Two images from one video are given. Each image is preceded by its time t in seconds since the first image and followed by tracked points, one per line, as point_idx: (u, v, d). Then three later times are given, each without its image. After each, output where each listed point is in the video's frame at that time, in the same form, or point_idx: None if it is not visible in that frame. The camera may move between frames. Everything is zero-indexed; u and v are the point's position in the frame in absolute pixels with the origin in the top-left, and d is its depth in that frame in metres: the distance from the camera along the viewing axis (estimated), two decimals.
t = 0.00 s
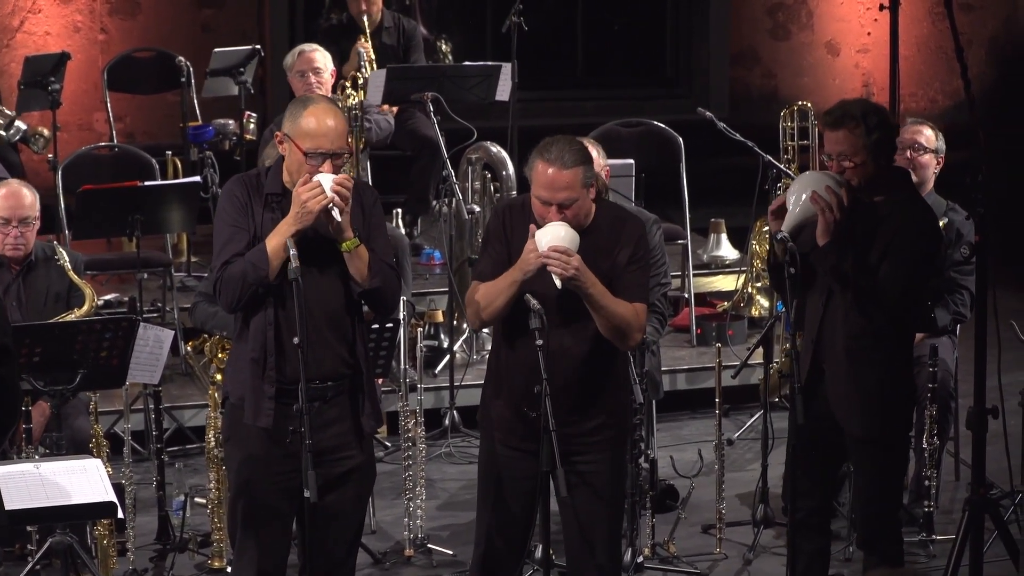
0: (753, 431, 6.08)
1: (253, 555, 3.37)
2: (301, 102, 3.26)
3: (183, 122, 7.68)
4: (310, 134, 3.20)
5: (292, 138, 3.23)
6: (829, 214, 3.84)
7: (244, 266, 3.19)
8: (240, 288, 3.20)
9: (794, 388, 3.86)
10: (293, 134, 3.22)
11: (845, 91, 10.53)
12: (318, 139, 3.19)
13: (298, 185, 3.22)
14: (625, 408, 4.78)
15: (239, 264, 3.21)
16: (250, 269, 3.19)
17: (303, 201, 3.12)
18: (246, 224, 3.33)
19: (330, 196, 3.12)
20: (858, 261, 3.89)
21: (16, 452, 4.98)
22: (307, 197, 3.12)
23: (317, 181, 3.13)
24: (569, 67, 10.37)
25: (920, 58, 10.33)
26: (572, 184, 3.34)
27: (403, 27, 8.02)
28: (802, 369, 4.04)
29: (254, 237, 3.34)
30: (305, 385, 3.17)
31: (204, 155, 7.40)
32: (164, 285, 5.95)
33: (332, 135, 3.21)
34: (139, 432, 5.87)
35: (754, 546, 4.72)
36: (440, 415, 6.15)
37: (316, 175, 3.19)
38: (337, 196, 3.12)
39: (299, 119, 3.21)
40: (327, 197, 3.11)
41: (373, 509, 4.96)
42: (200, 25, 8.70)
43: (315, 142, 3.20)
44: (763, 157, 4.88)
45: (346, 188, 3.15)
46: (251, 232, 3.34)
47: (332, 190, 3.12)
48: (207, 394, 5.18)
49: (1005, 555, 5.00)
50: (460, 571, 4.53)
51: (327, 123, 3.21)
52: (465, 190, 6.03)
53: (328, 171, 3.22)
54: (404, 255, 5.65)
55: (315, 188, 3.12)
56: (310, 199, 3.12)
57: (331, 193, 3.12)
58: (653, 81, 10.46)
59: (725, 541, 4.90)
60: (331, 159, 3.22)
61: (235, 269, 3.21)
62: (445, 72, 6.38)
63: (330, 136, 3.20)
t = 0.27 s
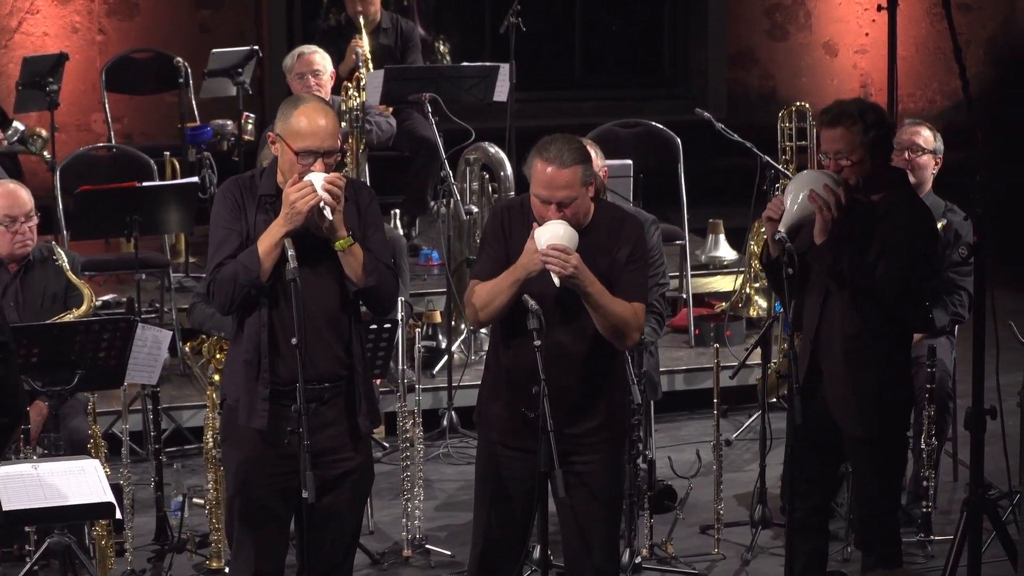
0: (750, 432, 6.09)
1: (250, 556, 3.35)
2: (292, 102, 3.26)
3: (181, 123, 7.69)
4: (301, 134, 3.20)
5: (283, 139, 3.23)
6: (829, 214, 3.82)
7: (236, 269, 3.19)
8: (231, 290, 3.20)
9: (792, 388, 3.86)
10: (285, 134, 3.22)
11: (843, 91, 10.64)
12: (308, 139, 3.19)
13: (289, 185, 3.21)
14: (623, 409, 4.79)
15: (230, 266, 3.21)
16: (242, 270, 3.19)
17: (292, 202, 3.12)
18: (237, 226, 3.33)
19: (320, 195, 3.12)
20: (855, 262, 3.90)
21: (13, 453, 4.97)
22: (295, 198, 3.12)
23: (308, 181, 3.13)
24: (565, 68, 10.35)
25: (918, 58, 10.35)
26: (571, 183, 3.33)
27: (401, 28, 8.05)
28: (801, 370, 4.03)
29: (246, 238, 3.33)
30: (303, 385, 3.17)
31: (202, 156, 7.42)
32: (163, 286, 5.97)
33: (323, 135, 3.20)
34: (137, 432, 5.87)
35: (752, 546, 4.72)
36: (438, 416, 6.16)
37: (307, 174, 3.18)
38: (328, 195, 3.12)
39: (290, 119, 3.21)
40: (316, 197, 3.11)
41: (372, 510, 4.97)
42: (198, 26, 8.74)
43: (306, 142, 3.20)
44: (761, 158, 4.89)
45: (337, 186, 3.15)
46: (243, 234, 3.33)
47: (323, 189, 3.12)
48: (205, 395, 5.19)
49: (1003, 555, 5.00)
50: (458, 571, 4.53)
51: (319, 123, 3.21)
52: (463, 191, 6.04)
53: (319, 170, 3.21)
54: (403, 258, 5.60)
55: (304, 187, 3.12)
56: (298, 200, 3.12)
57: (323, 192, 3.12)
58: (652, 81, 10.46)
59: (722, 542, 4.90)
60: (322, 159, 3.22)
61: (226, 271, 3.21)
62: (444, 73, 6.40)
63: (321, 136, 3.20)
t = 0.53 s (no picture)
0: (748, 432, 6.10)
1: (246, 557, 3.33)
2: (282, 103, 3.25)
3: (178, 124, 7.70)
4: (291, 136, 3.19)
5: (273, 141, 3.23)
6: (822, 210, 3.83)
7: (228, 272, 3.19)
8: (224, 294, 3.19)
9: (788, 388, 3.85)
10: (275, 136, 3.23)
11: (841, 92, 10.68)
12: (299, 141, 3.18)
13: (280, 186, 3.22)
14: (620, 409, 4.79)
15: (223, 270, 3.21)
16: (233, 273, 3.19)
17: (281, 204, 3.12)
18: (230, 229, 3.33)
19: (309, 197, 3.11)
20: (850, 261, 3.90)
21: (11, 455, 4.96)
22: (285, 200, 3.12)
23: (299, 183, 3.12)
24: (563, 68, 10.37)
25: (914, 59, 10.38)
26: (569, 183, 3.33)
27: (399, 28, 8.07)
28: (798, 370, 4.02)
29: (240, 241, 3.33)
30: (299, 385, 3.16)
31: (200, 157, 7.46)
32: (161, 286, 5.99)
33: (314, 135, 3.20)
34: (134, 432, 5.88)
35: (749, 547, 4.71)
36: (435, 416, 6.16)
37: (297, 176, 3.18)
38: (318, 196, 3.11)
39: (280, 121, 3.20)
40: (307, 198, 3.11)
41: (369, 510, 4.97)
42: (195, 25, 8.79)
43: (296, 144, 3.19)
44: (759, 158, 4.88)
45: (328, 187, 3.14)
46: (236, 237, 3.32)
47: (314, 190, 3.12)
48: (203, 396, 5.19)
49: (1000, 556, 5.00)
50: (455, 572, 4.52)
51: (309, 124, 3.20)
52: (460, 191, 6.04)
53: (310, 171, 3.21)
54: (400, 256, 5.56)
55: (292, 190, 3.12)
56: (287, 202, 3.12)
57: (313, 193, 3.11)
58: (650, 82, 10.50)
59: (720, 542, 4.90)
60: (313, 160, 3.21)
61: (219, 275, 3.20)
62: (441, 73, 6.39)
63: (311, 137, 3.20)
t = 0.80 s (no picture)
0: (745, 433, 6.11)
1: (244, 558, 3.29)
2: (276, 105, 3.23)
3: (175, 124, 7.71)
4: (286, 138, 3.17)
5: (268, 143, 3.21)
6: (818, 207, 3.80)
7: (222, 276, 3.14)
8: (219, 299, 3.14)
9: (785, 391, 3.85)
10: (269, 139, 3.20)
11: (839, 92, 10.90)
12: (294, 143, 3.16)
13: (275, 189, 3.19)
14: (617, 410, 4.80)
15: (217, 274, 3.15)
16: (229, 277, 3.13)
17: (275, 209, 3.07)
18: (224, 231, 3.31)
19: (304, 200, 3.07)
20: (846, 260, 3.90)
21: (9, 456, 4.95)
22: (279, 206, 3.07)
23: (293, 187, 3.08)
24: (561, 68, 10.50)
25: (911, 59, 10.43)
26: (567, 177, 3.31)
27: (396, 29, 8.07)
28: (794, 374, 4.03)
29: (234, 244, 3.31)
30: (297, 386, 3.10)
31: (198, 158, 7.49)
32: (157, 286, 6.00)
33: (310, 137, 3.18)
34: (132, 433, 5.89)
35: (747, 548, 4.70)
36: (432, 417, 6.16)
37: (292, 178, 3.14)
38: (314, 199, 3.07)
39: (275, 123, 3.18)
40: (303, 202, 3.07)
41: (366, 511, 4.96)
42: (193, 25, 9.03)
43: (291, 147, 3.17)
44: (756, 158, 4.86)
45: (323, 190, 3.09)
46: (230, 240, 3.31)
47: (309, 194, 3.07)
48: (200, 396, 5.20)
49: (998, 556, 5.00)
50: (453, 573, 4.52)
51: (305, 126, 3.18)
52: (457, 191, 6.06)
53: (305, 174, 3.19)
54: (397, 255, 5.52)
55: (286, 194, 3.08)
56: (282, 208, 3.07)
57: (308, 196, 3.07)
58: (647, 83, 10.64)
59: (718, 543, 4.90)
60: (308, 163, 3.19)
61: (213, 279, 3.15)
62: (437, 74, 6.44)
63: (307, 139, 3.18)
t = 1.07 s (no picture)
0: (742, 434, 6.11)
1: (242, 559, 3.27)
2: (276, 109, 3.20)
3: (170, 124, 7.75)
4: (287, 144, 3.14)
5: (267, 148, 3.17)
6: (820, 211, 3.79)
7: (221, 280, 3.10)
8: (218, 303, 3.10)
9: (782, 393, 3.85)
10: (268, 144, 3.17)
11: (835, 93, 10.93)
12: (294, 148, 3.13)
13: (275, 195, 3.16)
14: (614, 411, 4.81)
15: (216, 278, 3.12)
16: (228, 281, 3.10)
17: (277, 215, 3.04)
18: (222, 235, 3.28)
19: (306, 207, 3.04)
20: (846, 262, 3.87)
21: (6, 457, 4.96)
22: (281, 212, 3.04)
23: (295, 193, 3.05)
24: (557, 71, 10.66)
25: (908, 62, 10.47)
26: (560, 188, 3.28)
27: (393, 30, 8.10)
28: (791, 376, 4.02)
29: (231, 248, 3.29)
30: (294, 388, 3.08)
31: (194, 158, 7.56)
32: (153, 288, 6.02)
33: (310, 143, 3.15)
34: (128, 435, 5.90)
35: (743, 549, 4.70)
36: (429, 418, 6.17)
37: (293, 184, 3.11)
38: (315, 206, 3.04)
39: (275, 128, 3.14)
40: (303, 208, 3.04)
41: (363, 512, 4.96)
42: (189, 27, 9.09)
43: (292, 152, 3.14)
44: (752, 159, 4.86)
45: (324, 197, 3.08)
46: (227, 244, 3.29)
47: (311, 201, 3.04)
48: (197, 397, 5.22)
49: (995, 558, 5.00)
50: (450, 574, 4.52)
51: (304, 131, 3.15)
52: (454, 193, 6.06)
53: (305, 180, 3.16)
54: (393, 256, 5.51)
55: (287, 200, 3.04)
56: (284, 214, 3.04)
57: (309, 203, 3.04)
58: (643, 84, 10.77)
59: (714, 544, 4.90)
60: (308, 169, 3.17)
61: (212, 282, 3.12)
62: (433, 75, 6.51)
63: (306, 144, 3.14)
